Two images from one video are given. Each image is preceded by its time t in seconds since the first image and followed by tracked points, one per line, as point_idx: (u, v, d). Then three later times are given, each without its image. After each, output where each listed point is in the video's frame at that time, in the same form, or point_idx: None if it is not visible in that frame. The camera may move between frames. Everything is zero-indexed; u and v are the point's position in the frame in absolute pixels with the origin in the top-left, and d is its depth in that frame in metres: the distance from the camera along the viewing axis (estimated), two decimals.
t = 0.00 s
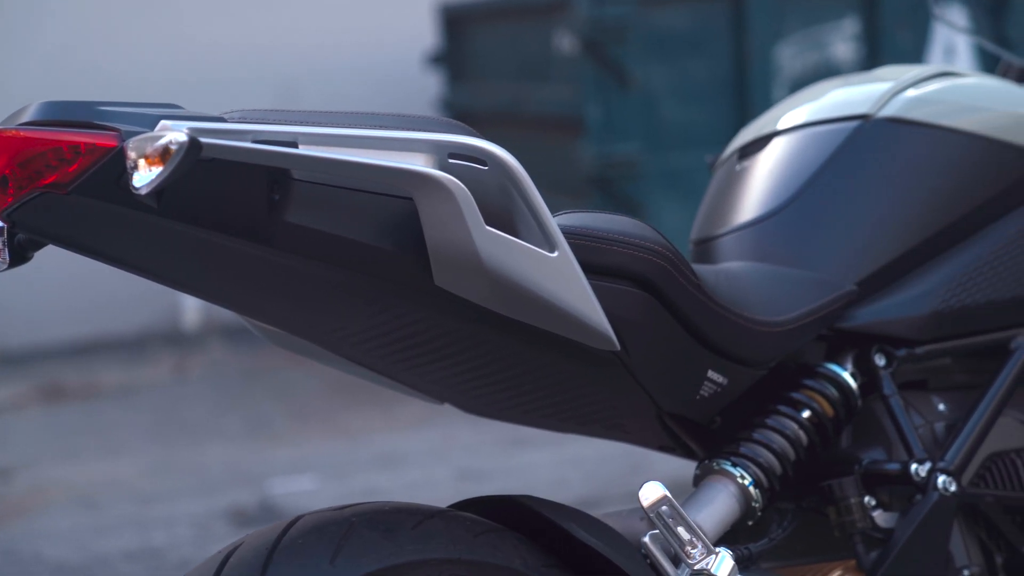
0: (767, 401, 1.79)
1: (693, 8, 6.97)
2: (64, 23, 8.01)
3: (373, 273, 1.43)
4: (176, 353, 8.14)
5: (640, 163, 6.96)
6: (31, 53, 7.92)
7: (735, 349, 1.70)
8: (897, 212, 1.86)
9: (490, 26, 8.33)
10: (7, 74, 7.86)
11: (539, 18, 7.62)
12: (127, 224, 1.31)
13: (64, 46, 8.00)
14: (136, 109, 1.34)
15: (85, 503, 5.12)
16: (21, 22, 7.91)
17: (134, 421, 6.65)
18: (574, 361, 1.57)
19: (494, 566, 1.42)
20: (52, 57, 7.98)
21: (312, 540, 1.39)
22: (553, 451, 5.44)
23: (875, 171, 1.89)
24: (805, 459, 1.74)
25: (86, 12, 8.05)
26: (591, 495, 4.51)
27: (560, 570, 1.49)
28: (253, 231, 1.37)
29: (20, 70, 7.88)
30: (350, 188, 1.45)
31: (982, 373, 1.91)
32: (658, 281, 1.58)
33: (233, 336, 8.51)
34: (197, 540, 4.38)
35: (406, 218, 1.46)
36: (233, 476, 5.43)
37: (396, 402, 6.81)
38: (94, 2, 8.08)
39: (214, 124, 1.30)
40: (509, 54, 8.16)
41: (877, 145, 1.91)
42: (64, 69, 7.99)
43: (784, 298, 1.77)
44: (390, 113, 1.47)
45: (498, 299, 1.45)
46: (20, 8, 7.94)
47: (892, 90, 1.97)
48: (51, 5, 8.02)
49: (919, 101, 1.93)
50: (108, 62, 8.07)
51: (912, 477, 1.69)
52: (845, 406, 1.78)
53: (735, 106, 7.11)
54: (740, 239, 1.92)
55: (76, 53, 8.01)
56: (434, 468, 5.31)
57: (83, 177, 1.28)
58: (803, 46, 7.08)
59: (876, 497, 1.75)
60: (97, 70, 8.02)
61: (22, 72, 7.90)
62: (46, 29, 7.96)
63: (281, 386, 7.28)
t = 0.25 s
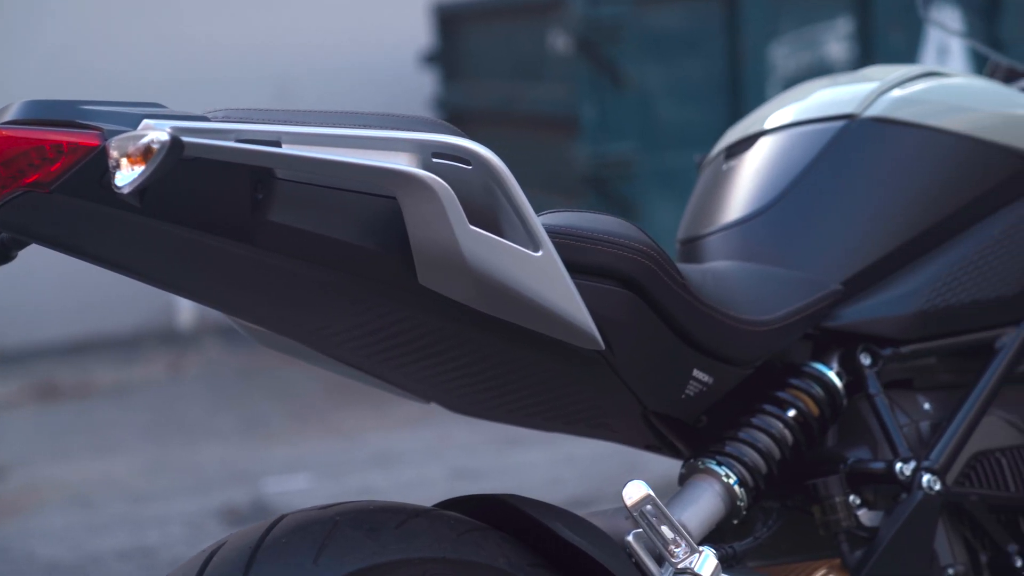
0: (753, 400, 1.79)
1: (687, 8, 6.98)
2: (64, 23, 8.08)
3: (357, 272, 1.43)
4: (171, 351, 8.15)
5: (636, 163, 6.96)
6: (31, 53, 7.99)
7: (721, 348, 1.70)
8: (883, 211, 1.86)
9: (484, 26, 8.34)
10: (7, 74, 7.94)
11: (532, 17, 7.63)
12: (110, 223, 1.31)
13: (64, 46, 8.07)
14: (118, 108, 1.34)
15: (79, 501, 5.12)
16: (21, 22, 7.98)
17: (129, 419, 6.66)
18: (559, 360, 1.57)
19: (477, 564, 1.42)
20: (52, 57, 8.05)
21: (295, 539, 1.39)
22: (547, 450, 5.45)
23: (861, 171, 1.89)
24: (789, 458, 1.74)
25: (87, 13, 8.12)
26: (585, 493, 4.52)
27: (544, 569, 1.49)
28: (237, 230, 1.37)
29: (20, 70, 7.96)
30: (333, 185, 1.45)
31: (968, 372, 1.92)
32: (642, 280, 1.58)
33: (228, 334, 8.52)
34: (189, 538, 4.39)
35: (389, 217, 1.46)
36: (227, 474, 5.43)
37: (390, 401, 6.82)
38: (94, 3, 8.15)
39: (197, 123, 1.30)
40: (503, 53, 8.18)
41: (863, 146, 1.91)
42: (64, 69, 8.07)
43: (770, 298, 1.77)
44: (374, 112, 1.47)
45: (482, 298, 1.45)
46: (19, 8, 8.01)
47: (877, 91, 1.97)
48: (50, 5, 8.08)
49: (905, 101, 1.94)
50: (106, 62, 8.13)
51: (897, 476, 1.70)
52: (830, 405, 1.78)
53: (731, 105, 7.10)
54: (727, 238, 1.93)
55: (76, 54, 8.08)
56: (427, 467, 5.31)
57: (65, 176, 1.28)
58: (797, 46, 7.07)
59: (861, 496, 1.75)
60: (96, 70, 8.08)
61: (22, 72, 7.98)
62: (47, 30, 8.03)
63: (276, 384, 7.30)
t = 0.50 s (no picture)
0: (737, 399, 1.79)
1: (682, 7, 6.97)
2: (64, 23, 8.07)
3: (341, 272, 1.43)
4: (164, 351, 8.15)
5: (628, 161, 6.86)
6: (30, 53, 8.00)
7: (705, 348, 1.70)
8: (867, 211, 1.87)
9: (478, 25, 8.35)
10: (6, 74, 7.93)
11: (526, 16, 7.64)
12: (92, 222, 1.31)
13: (63, 46, 8.08)
14: (100, 107, 1.34)
15: (71, 501, 5.11)
16: (22, 22, 7.96)
17: (123, 418, 6.65)
18: (544, 359, 1.57)
19: (460, 563, 1.43)
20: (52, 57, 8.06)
21: (278, 539, 1.39)
22: (540, 449, 5.46)
23: (846, 171, 1.90)
24: (774, 458, 1.75)
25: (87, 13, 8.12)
26: (579, 492, 4.52)
27: (528, 569, 1.49)
28: (221, 228, 1.37)
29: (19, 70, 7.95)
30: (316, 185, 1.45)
31: (952, 372, 1.93)
32: (626, 279, 1.58)
33: (222, 334, 8.52)
34: (181, 538, 4.38)
35: (373, 215, 1.46)
36: (220, 473, 5.43)
37: (383, 400, 6.82)
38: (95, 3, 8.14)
39: (179, 123, 1.30)
40: (497, 52, 8.19)
41: (848, 145, 1.91)
42: (64, 68, 8.07)
43: (754, 297, 1.78)
44: (358, 111, 1.47)
45: (466, 297, 1.45)
46: (20, 7, 7.98)
47: (862, 90, 1.97)
48: (51, 5, 8.07)
49: (890, 101, 1.94)
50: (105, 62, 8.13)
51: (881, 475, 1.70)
52: (815, 404, 1.78)
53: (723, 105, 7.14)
54: (712, 238, 1.93)
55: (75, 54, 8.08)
56: (420, 466, 5.32)
57: (46, 175, 1.28)
58: (790, 44, 7.15)
59: (846, 494, 1.76)
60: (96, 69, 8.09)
61: (22, 72, 7.98)
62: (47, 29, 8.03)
63: (270, 383, 7.30)
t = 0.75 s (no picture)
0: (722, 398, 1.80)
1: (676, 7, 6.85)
2: (64, 23, 8.07)
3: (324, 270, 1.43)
4: (157, 350, 8.14)
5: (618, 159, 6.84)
6: (32, 53, 8.01)
7: (689, 346, 1.70)
8: (852, 210, 1.87)
9: (472, 24, 8.33)
10: (6, 74, 7.94)
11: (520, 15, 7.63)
12: (72, 220, 1.31)
13: (63, 46, 8.08)
14: (81, 105, 1.34)
15: (62, 500, 5.11)
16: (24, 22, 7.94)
17: (116, 417, 6.64)
18: (527, 358, 1.57)
19: (441, 562, 1.43)
20: (52, 57, 8.06)
21: (260, 537, 1.39)
22: (532, 448, 5.45)
23: (830, 170, 1.90)
24: (758, 456, 1.75)
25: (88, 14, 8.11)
26: (570, 491, 4.51)
27: (511, 566, 1.50)
28: (202, 226, 1.37)
29: (19, 70, 7.95)
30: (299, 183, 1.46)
31: (935, 371, 1.94)
32: (610, 278, 1.59)
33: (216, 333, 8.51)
34: (172, 537, 4.38)
35: (356, 214, 1.46)
36: (211, 472, 5.42)
37: (376, 399, 6.82)
38: (95, 4, 8.14)
39: (160, 122, 1.30)
40: (491, 52, 8.18)
41: (833, 144, 1.92)
42: (64, 68, 8.07)
43: (739, 296, 1.78)
44: (342, 109, 1.47)
45: (449, 296, 1.46)
46: (20, 7, 7.96)
47: (847, 90, 1.98)
48: (51, 5, 8.07)
49: (875, 100, 1.95)
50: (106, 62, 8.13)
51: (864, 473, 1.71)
52: (799, 403, 1.79)
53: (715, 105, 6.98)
54: (697, 236, 1.93)
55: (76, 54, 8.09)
56: (412, 465, 5.31)
57: (27, 174, 1.28)
58: (781, 44, 6.96)
59: (829, 493, 1.76)
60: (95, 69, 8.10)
61: (23, 72, 7.98)
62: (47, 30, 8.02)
63: (263, 382, 7.29)
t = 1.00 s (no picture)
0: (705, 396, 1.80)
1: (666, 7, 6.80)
2: (64, 23, 8.19)
3: (307, 269, 1.43)
4: (149, 349, 8.14)
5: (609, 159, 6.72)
6: (32, 53, 8.11)
7: (672, 345, 1.70)
8: (835, 209, 1.88)
9: (463, 23, 8.35)
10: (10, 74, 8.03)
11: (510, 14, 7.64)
12: (51, 218, 1.31)
13: (63, 45, 8.19)
14: (62, 104, 1.35)
15: (52, 499, 5.10)
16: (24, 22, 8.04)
17: (106, 416, 6.64)
18: (510, 356, 1.57)
19: (424, 560, 1.43)
20: (52, 57, 8.18)
21: (241, 536, 1.39)
22: (522, 447, 5.46)
23: (814, 169, 1.91)
24: (741, 454, 1.75)
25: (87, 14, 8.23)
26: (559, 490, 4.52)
27: (494, 565, 1.50)
28: (183, 224, 1.37)
29: (20, 70, 8.05)
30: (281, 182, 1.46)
31: (917, 369, 1.94)
32: (592, 276, 1.59)
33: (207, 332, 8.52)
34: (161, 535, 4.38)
35: (338, 212, 1.46)
36: (201, 471, 5.42)
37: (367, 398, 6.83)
38: (94, 4, 8.27)
39: (141, 119, 1.30)
40: (481, 51, 8.19)
41: (816, 143, 1.92)
42: (64, 68, 8.19)
43: (722, 294, 1.78)
44: (323, 108, 1.47)
45: (431, 294, 1.46)
46: (20, 7, 8.06)
47: (831, 89, 1.98)
48: (50, 5, 8.19)
49: (858, 99, 1.95)
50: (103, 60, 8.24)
51: (847, 471, 1.71)
52: (782, 401, 1.79)
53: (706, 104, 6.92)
54: (681, 234, 1.94)
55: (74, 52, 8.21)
56: (403, 464, 5.31)
57: (8, 172, 1.28)
58: (773, 43, 6.90)
59: (812, 491, 1.77)
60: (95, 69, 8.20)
61: (24, 72, 8.10)
62: (47, 29, 8.14)
63: (254, 381, 7.30)
